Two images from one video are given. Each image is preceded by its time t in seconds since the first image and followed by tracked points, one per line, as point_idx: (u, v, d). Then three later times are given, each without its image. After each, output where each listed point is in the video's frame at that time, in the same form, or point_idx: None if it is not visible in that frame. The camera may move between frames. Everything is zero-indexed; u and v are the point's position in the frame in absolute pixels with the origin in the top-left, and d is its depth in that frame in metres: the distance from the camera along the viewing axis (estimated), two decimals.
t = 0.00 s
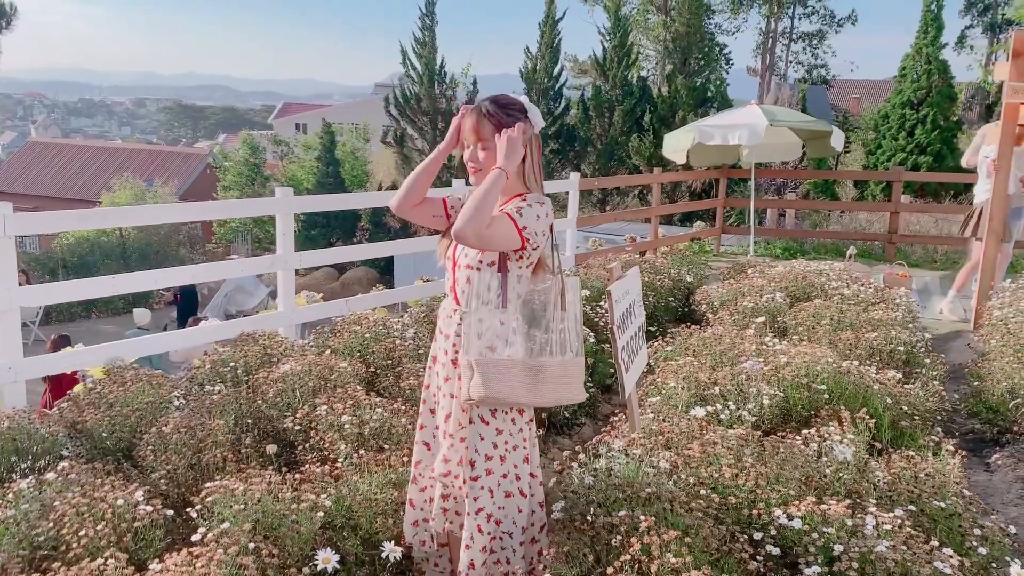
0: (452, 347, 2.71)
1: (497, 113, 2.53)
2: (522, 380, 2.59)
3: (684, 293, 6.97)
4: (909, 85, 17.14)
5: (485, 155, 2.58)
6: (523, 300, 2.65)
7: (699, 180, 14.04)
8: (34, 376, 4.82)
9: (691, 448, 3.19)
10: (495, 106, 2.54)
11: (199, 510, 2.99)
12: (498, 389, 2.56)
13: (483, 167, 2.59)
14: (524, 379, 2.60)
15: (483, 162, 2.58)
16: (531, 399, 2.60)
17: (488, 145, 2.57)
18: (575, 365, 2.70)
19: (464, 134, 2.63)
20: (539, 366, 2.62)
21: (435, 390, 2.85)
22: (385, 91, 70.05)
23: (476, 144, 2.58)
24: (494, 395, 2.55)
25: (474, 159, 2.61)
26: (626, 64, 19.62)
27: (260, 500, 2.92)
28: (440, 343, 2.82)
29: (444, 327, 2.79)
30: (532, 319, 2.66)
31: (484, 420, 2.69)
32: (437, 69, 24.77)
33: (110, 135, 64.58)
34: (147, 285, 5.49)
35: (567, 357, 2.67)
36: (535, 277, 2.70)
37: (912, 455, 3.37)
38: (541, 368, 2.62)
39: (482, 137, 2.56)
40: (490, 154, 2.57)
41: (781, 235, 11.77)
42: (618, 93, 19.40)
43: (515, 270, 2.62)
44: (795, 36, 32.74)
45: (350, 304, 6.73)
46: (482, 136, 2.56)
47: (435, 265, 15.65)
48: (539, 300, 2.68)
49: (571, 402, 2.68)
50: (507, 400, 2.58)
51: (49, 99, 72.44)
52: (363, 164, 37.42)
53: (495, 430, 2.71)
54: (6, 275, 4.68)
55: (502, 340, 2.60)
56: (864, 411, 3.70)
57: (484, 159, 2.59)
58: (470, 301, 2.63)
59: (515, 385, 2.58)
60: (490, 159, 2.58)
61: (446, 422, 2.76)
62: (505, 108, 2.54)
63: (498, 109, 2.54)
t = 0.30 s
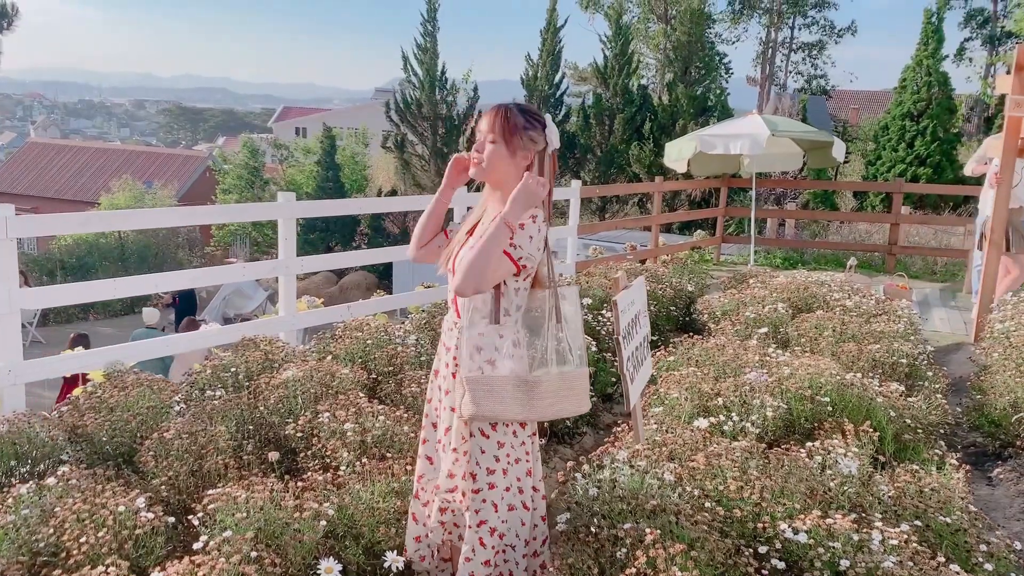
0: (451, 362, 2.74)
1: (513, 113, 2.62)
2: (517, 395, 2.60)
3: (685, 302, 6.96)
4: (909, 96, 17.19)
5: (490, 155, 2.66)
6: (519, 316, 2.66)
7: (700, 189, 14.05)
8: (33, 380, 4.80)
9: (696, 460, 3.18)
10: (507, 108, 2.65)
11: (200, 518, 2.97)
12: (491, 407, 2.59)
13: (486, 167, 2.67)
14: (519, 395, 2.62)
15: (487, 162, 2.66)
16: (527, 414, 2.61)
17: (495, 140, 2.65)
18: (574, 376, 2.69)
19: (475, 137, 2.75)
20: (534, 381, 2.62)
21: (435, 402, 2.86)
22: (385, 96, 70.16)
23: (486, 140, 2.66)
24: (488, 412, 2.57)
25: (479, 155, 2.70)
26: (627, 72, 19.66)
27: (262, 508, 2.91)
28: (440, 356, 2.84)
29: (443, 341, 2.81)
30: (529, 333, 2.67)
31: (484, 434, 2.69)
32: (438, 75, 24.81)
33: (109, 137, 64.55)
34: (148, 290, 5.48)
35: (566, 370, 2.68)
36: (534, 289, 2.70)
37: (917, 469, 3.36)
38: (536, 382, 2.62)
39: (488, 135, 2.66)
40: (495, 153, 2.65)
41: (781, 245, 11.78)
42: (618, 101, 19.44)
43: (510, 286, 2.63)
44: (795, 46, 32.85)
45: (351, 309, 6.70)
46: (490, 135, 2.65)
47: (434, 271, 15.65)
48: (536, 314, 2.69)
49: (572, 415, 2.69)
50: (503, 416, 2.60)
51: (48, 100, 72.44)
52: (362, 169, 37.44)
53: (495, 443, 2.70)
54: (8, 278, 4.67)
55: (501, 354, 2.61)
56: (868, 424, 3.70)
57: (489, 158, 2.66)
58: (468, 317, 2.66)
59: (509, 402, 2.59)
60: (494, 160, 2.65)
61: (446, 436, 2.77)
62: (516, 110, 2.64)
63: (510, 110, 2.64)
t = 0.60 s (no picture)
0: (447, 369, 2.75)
1: (512, 119, 2.63)
2: (507, 404, 2.57)
3: (687, 308, 6.94)
4: (910, 103, 17.20)
5: (488, 161, 2.67)
6: (516, 324, 2.65)
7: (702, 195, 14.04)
8: (33, 384, 4.78)
9: (700, 469, 3.16)
10: (507, 114, 2.65)
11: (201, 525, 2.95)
12: (480, 415, 2.56)
13: (484, 174, 2.67)
14: (507, 403, 2.59)
15: (484, 168, 2.67)
16: (518, 423, 2.59)
17: (492, 146, 2.65)
18: (569, 383, 2.67)
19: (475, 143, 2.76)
20: (524, 390, 2.59)
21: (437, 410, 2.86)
22: (386, 100, 70.27)
23: (484, 145, 2.67)
24: (475, 419, 2.55)
25: (478, 161, 2.70)
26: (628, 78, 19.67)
27: (263, 516, 2.88)
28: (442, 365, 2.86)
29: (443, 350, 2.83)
30: (522, 341, 2.66)
31: (484, 441, 2.67)
32: (439, 79, 24.84)
33: (110, 140, 64.60)
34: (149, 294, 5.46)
35: (559, 379, 2.66)
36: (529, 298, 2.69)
37: (922, 480, 3.34)
38: (526, 391, 2.60)
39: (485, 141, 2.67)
40: (492, 159, 2.65)
41: (783, 252, 11.77)
42: (620, 106, 19.45)
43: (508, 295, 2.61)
44: (796, 52, 32.90)
45: (352, 313, 6.69)
46: (487, 141, 2.66)
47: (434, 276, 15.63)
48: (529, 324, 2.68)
49: (566, 422, 2.66)
50: (492, 424, 2.57)
51: (49, 102, 72.50)
52: (363, 172, 37.45)
53: (495, 451, 2.68)
54: (8, 281, 4.65)
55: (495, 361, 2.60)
56: (874, 433, 3.67)
57: (487, 163, 2.67)
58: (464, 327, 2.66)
59: (497, 411, 2.57)
60: (490, 167, 2.66)
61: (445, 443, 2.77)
62: (515, 116, 2.65)
63: (508, 116, 2.65)
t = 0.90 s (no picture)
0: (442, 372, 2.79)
1: (511, 122, 2.60)
2: (489, 405, 2.57)
3: (685, 312, 6.91)
4: (906, 107, 17.21)
5: (487, 165, 2.65)
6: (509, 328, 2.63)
7: (699, 199, 14.04)
8: (26, 389, 4.73)
9: (701, 474, 3.14)
10: (508, 116, 2.63)
11: (197, 532, 2.91)
12: (463, 417, 2.57)
13: (483, 176, 2.66)
14: (492, 404, 2.58)
15: (483, 171, 2.66)
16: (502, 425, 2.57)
17: (491, 149, 2.64)
18: (556, 386, 2.63)
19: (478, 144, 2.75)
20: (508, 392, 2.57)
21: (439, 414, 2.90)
22: (382, 103, 70.28)
23: (484, 148, 2.66)
24: (457, 420, 2.56)
25: (478, 164, 2.69)
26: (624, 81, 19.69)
27: (260, 523, 2.85)
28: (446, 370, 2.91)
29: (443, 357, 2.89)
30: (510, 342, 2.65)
31: (478, 444, 2.68)
32: (436, 82, 24.85)
33: (105, 144, 64.48)
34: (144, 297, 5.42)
35: (544, 381, 2.62)
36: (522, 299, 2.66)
37: (925, 484, 3.31)
38: (510, 393, 2.57)
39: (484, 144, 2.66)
40: (491, 162, 2.64)
41: (780, 255, 11.77)
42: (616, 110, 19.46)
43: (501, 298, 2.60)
44: (791, 56, 32.98)
45: (349, 317, 6.67)
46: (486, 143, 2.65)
47: (430, 279, 15.58)
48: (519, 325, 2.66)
49: (552, 425, 2.61)
50: (475, 426, 2.57)
51: (44, 106, 72.37)
52: (359, 176, 37.42)
53: (489, 454, 2.69)
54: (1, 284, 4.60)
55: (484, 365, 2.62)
56: (875, 437, 3.65)
57: (486, 166, 2.65)
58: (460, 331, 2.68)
59: (480, 411, 2.57)
60: (490, 170, 2.65)
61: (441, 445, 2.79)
62: (515, 118, 2.62)
63: (508, 118, 2.62)
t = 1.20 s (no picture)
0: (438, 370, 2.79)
1: (510, 124, 2.56)
2: (473, 405, 2.57)
3: (678, 315, 6.88)
4: (893, 110, 17.27)
5: (485, 164, 2.62)
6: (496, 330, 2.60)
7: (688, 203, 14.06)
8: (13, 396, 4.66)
9: (701, 479, 3.11)
10: (508, 118, 2.59)
11: (189, 542, 2.84)
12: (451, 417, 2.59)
13: (481, 177, 2.64)
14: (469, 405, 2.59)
15: (483, 172, 2.63)
16: (488, 427, 2.55)
17: (490, 150, 2.60)
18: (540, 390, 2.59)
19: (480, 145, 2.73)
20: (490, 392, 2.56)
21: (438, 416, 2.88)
22: (370, 107, 70.15)
23: (485, 148, 2.63)
24: (443, 418, 2.61)
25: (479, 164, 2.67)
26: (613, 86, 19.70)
27: (254, 532, 2.79)
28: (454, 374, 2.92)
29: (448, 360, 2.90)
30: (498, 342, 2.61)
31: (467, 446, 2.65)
32: (424, 87, 24.84)
33: (91, 148, 64.09)
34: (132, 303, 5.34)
35: (527, 386, 2.58)
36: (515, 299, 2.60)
37: (925, 488, 3.29)
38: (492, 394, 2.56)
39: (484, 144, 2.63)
40: (490, 163, 2.61)
41: (770, 258, 11.78)
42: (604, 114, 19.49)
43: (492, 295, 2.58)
44: (777, 60, 33.15)
45: (341, 322, 6.61)
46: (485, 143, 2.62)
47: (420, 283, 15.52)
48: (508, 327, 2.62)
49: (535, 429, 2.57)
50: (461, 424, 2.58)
51: (29, 110, 71.82)
52: (348, 180, 37.31)
53: (478, 459, 2.64)
54: None
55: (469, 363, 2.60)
56: (874, 440, 3.63)
57: (485, 167, 2.62)
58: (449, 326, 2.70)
59: (455, 411, 2.60)
60: (489, 171, 2.62)
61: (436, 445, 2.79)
62: (514, 117, 2.58)
63: (507, 117, 2.59)
